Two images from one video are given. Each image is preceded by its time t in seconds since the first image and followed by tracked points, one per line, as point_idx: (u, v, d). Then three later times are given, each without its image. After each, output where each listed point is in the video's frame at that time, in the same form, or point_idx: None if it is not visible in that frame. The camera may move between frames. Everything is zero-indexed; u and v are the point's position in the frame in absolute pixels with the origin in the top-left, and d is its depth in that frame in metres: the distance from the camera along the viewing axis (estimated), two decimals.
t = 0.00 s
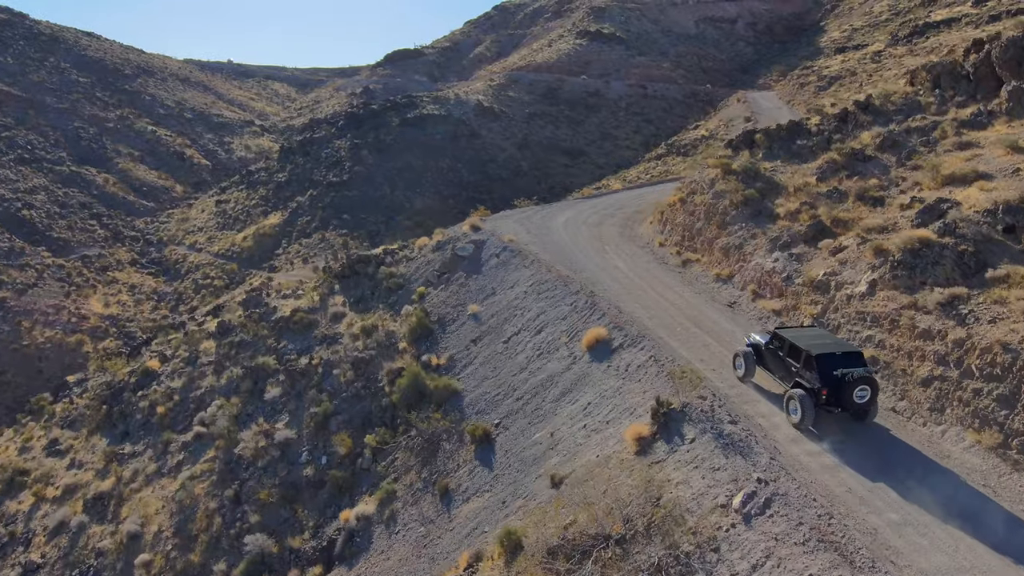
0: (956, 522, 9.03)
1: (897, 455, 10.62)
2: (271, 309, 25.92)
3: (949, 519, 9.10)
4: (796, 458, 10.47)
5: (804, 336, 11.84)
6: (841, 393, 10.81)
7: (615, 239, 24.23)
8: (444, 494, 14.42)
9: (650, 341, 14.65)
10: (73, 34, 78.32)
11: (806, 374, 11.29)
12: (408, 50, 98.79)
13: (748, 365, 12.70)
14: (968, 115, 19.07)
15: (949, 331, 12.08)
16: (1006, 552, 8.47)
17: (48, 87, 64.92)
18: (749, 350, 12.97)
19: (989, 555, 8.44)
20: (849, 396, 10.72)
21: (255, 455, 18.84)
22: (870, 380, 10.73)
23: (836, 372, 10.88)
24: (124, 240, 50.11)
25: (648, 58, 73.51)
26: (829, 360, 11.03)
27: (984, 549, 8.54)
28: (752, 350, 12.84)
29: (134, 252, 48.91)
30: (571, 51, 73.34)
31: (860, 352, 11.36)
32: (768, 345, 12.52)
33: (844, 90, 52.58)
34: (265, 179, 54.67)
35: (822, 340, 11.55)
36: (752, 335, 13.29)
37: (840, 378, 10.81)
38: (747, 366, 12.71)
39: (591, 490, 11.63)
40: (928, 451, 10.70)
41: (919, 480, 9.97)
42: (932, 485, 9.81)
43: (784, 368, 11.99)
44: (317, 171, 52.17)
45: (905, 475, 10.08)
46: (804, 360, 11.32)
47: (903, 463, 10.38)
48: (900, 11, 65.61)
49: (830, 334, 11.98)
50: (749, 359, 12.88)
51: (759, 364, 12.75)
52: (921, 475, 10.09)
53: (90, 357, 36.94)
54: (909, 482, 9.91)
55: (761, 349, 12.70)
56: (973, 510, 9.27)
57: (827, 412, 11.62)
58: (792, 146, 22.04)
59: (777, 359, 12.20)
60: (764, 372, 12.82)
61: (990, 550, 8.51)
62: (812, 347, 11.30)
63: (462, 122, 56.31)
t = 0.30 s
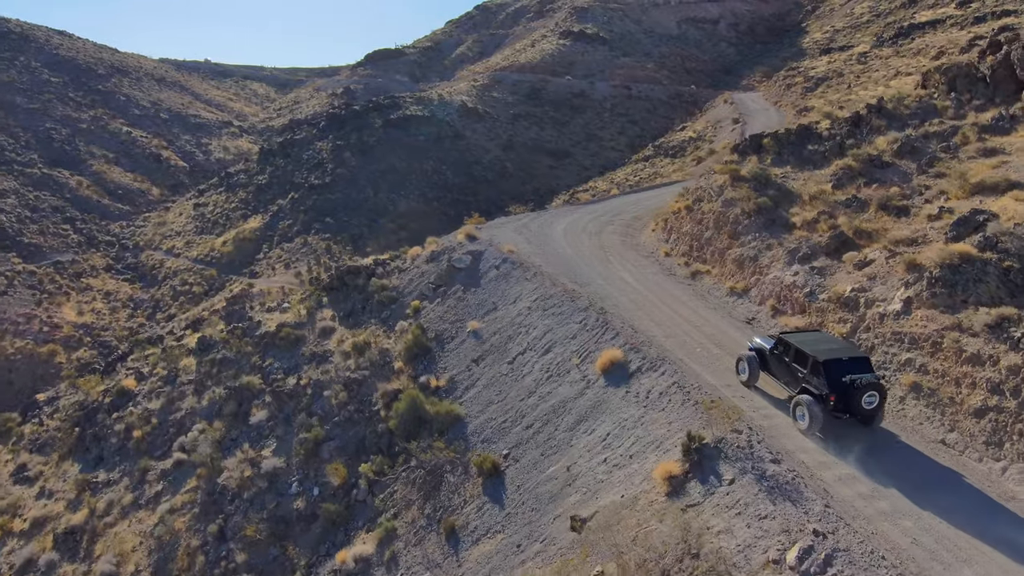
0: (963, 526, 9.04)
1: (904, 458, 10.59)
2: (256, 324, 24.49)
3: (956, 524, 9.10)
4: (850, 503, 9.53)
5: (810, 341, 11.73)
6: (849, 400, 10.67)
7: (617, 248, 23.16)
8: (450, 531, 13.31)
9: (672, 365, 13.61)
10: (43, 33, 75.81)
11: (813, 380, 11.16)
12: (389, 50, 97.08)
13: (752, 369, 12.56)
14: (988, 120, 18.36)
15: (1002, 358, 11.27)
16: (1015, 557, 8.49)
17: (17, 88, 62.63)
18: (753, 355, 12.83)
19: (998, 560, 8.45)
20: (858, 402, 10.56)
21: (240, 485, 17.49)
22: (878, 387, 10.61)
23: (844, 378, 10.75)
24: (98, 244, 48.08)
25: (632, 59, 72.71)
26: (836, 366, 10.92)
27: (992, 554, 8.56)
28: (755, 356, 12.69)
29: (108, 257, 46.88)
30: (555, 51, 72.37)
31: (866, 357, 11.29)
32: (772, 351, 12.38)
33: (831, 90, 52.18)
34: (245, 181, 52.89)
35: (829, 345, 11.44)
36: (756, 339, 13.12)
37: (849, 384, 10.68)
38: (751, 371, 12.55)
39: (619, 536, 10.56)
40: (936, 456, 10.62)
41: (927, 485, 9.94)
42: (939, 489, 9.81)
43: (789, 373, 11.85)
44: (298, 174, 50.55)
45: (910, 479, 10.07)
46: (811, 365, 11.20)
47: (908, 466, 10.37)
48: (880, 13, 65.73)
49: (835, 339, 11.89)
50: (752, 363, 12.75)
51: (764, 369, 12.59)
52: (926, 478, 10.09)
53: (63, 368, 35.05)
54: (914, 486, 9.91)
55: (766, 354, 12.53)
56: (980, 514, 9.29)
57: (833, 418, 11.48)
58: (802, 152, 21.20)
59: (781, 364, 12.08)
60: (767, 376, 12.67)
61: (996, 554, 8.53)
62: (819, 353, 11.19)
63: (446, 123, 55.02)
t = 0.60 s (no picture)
0: (963, 522, 9.23)
1: (904, 456, 10.72)
2: (242, 338, 23.18)
3: (957, 520, 9.28)
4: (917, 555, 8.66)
5: (814, 343, 11.73)
6: (856, 401, 10.70)
7: (623, 256, 22.16)
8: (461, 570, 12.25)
9: (698, 389, 12.62)
10: (18, 30, 73.63)
11: (819, 382, 11.15)
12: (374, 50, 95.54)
13: (755, 371, 12.56)
14: (1013, 123, 17.62)
15: None
16: (1016, 552, 8.68)
17: None
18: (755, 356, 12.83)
19: (1000, 555, 8.63)
20: (866, 404, 10.61)
21: (229, 517, 16.30)
22: (885, 389, 10.67)
23: (851, 381, 10.77)
24: (77, 249, 46.34)
25: (620, 59, 71.91)
26: (842, 368, 10.94)
27: (994, 549, 8.73)
28: (758, 357, 12.64)
29: (88, 261, 45.24)
30: (543, 51, 71.38)
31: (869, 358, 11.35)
32: (774, 352, 12.35)
33: (823, 91, 51.64)
34: (228, 183, 51.32)
35: (833, 348, 11.47)
36: (758, 339, 13.08)
37: (856, 387, 10.70)
38: (754, 372, 12.54)
39: None
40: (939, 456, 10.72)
41: (933, 485, 10.01)
42: (946, 490, 9.86)
43: (793, 374, 11.85)
44: (283, 176, 49.09)
45: (912, 477, 10.18)
46: (817, 367, 11.20)
47: (911, 465, 10.47)
48: (868, 14, 65.47)
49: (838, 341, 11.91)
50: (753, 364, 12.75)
51: (766, 370, 12.58)
52: (925, 474, 10.25)
53: (40, 379, 33.57)
54: (915, 482, 10.05)
55: (768, 356, 12.52)
56: (980, 510, 9.46)
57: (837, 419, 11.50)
58: (817, 157, 20.37)
59: (784, 365, 12.08)
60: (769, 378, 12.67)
61: (996, 549, 8.73)
62: (824, 355, 11.21)
63: (434, 124, 53.85)
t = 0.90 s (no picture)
0: (963, 520, 9.27)
1: (903, 457, 10.73)
2: (232, 352, 21.94)
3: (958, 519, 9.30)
4: None
5: (817, 345, 11.57)
6: (860, 403, 10.50)
7: (631, 265, 21.24)
8: None
9: (729, 415, 11.69)
10: None
11: (822, 384, 10.97)
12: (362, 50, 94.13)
13: (756, 372, 12.45)
14: None
15: None
16: (1016, 550, 8.74)
17: None
18: (755, 356, 12.73)
19: (1002, 554, 8.67)
20: (869, 405, 10.42)
21: (219, 550, 15.25)
22: (889, 391, 10.48)
23: (855, 382, 10.59)
24: (59, 253, 44.81)
25: (612, 59, 71.12)
26: (845, 369, 10.77)
27: (995, 547, 8.77)
28: (758, 359, 12.57)
29: (70, 266, 43.75)
30: (533, 51, 70.30)
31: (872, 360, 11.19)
32: (774, 353, 12.23)
33: (820, 92, 51.05)
34: (215, 184, 49.92)
35: (837, 349, 11.32)
36: (758, 340, 12.99)
37: (859, 388, 10.52)
38: (755, 373, 12.44)
39: None
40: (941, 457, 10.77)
41: (935, 487, 9.99)
42: (949, 494, 9.80)
43: (796, 376, 11.70)
44: (272, 177, 47.80)
45: (916, 479, 10.15)
46: (819, 369, 11.04)
47: (912, 467, 10.46)
48: (860, 14, 65.12)
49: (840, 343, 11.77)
50: (755, 365, 12.63)
51: (766, 371, 12.52)
52: (924, 475, 10.27)
53: (21, 389, 31.68)
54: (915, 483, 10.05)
55: (769, 358, 12.40)
56: (981, 510, 9.49)
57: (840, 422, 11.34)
58: (834, 162, 19.62)
59: (785, 367, 11.96)
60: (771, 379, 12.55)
61: (996, 546, 8.76)
62: (827, 356, 11.04)
63: (425, 124, 52.73)
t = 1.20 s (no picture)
0: (967, 521, 9.23)
1: (906, 457, 10.78)
2: (223, 366, 20.78)
3: (961, 518, 9.30)
4: None
5: (818, 346, 11.63)
6: (863, 404, 10.60)
7: (642, 274, 20.35)
8: None
9: (766, 446, 10.82)
10: None
11: (824, 385, 11.05)
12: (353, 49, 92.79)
13: (756, 374, 12.46)
14: None
15: None
16: (1014, 547, 8.81)
17: None
18: (755, 357, 12.79)
19: (1001, 551, 8.73)
20: (873, 407, 10.57)
21: None
22: (892, 392, 10.64)
23: (858, 383, 10.69)
24: (44, 256, 43.38)
25: (606, 59, 70.34)
26: (848, 371, 10.85)
27: (1000, 549, 8.75)
28: (759, 360, 12.58)
29: (56, 270, 42.38)
30: (527, 51, 69.25)
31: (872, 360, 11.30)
32: (775, 354, 12.27)
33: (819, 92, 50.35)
34: (205, 186, 48.64)
35: (838, 350, 11.38)
36: (757, 341, 13.06)
37: (861, 389, 10.64)
38: (755, 375, 12.47)
39: None
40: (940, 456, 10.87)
41: (935, 486, 10.03)
42: (948, 493, 9.87)
43: (797, 377, 11.75)
44: (263, 179, 46.62)
45: (919, 480, 10.18)
46: (821, 370, 11.11)
47: (913, 466, 10.52)
48: (854, 14, 64.65)
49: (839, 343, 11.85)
50: (755, 366, 12.64)
51: (766, 372, 12.56)
52: (926, 474, 10.32)
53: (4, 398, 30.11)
54: (918, 482, 10.09)
55: (769, 358, 12.45)
56: (985, 511, 9.47)
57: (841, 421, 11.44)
58: (855, 166, 18.83)
59: (786, 368, 12.01)
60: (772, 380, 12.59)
61: (998, 547, 8.77)
62: (830, 357, 11.10)
63: (418, 124, 51.67)
